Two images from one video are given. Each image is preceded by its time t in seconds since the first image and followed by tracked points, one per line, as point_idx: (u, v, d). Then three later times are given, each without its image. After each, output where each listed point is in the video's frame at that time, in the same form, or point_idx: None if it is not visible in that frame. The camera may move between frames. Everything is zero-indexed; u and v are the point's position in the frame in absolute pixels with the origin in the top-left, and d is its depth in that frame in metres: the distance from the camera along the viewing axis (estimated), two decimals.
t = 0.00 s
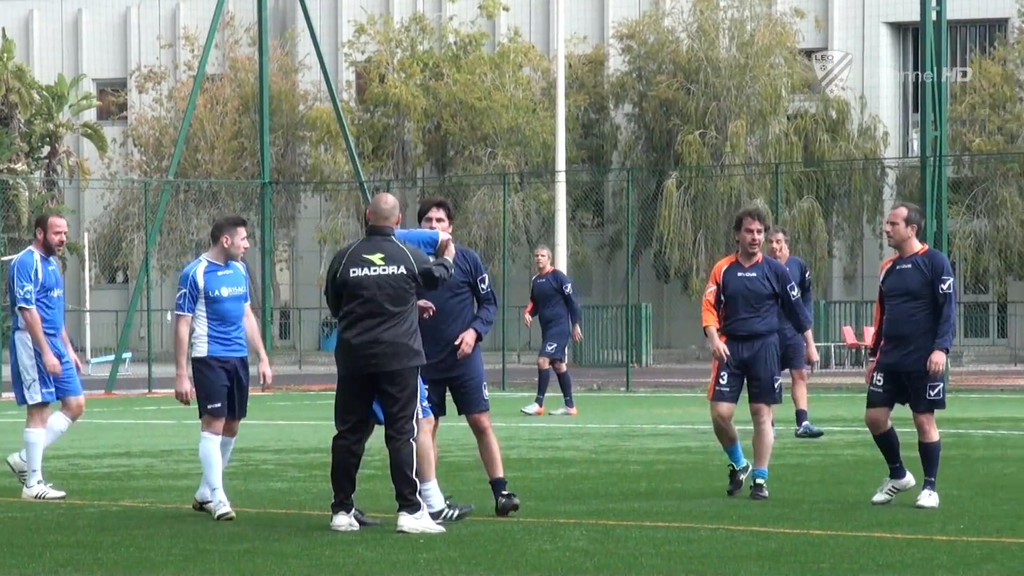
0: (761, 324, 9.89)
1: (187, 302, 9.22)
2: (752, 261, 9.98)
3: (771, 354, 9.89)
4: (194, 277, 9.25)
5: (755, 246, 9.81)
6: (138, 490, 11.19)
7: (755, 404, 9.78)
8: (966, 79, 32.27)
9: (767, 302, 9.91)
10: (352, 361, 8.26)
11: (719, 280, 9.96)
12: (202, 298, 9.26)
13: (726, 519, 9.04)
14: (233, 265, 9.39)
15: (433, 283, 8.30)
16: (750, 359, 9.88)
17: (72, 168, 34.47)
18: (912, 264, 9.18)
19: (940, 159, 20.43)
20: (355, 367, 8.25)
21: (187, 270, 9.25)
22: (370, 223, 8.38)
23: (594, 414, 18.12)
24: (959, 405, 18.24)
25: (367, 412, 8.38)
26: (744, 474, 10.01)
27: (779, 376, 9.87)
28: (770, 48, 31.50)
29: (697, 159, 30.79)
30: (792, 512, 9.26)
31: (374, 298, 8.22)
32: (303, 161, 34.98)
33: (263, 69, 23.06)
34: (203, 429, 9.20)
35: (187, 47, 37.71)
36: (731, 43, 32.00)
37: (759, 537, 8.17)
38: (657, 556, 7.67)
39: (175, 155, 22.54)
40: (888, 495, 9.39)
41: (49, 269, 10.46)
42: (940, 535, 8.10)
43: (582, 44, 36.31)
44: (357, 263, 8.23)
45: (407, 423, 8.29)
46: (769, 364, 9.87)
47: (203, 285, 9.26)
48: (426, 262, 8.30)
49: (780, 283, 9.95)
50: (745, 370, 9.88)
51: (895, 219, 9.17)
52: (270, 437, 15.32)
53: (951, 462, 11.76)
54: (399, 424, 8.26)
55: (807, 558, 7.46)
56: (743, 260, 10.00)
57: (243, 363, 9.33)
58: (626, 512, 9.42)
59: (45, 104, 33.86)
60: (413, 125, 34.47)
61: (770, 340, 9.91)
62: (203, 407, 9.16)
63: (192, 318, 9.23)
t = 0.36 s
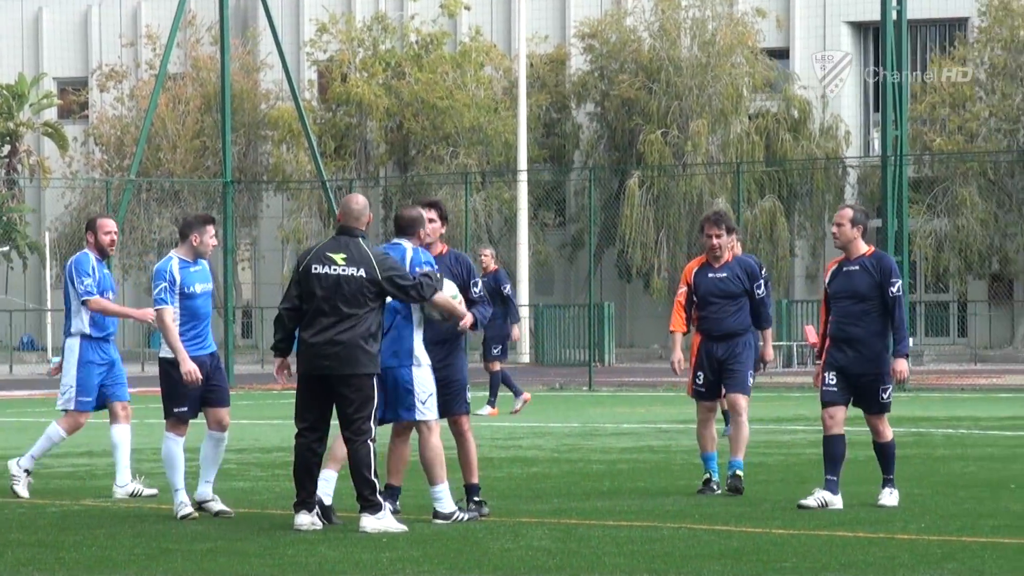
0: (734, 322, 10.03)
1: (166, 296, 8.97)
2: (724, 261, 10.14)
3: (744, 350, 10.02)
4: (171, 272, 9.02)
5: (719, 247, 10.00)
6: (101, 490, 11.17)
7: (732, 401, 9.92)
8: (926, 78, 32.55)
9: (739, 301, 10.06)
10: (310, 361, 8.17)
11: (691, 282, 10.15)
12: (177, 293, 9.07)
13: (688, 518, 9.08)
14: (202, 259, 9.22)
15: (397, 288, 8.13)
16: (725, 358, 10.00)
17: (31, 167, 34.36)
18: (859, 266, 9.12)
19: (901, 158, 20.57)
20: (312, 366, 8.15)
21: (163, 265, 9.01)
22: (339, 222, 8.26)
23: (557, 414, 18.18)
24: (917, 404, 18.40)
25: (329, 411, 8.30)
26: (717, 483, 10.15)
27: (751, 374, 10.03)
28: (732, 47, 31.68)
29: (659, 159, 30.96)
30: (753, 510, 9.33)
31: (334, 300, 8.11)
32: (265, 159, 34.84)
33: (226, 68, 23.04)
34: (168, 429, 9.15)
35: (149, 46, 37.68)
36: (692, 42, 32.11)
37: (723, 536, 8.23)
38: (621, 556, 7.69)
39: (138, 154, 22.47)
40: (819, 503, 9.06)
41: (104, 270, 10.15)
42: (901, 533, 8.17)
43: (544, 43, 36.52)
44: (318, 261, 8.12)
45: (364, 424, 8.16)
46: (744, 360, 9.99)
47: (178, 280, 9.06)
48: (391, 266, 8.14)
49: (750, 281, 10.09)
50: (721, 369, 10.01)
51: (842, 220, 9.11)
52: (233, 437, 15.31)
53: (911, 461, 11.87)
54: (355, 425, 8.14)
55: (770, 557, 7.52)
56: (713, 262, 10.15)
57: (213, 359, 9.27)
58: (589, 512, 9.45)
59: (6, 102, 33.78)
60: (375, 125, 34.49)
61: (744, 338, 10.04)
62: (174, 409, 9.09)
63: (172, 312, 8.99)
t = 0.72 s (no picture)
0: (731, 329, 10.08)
1: (152, 302, 8.76)
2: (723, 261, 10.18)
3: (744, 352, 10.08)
4: (156, 276, 8.83)
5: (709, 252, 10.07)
6: (75, 489, 11.14)
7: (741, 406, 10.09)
8: (901, 78, 32.66)
9: (735, 304, 10.11)
10: (285, 355, 8.08)
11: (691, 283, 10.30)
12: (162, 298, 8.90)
13: (663, 516, 9.10)
14: (191, 262, 9.02)
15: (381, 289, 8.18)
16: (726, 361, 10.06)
17: (5, 165, 34.22)
18: (815, 263, 8.98)
19: (876, 156, 20.61)
20: (289, 359, 8.05)
21: (148, 269, 8.83)
22: (318, 219, 8.18)
23: (533, 413, 18.20)
24: (889, 402, 18.47)
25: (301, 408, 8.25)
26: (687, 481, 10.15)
27: (751, 378, 10.09)
28: (707, 45, 31.72)
29: (634, 157, 30.95)
30: (728, 508, 9.36)
31: (317, 295, 8.06)
32: (240, 159, 35.26)
33: (200, 67, 22.95)
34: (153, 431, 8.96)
35: (123, 44, 37.59)
36: (667, 40, 32.12)
37: (698, 535, 8.26)
38: (596, 554, 7.70)
39: (112, 152, 22.36)
40: (794, 502, 9.11)
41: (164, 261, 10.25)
42: (875, 532, 8.21)
43: (519, 42, 36.62)
44: (307, 256, 8.03)
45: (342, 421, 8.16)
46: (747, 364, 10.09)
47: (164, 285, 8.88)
48: (375, 267, 8.20)
49: (747, 283, 10.07)
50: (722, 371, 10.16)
51: (794, 217, 8.90)
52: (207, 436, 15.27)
53: (887, 460, 11.91)
54: (331, 422, 8.13)
55: (745, 555, 7.54)
56: (712, 263, 10.22)
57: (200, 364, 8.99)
58: (563, 510, 9.46)
59: None
60: (350, 123, 34.44)
61: (742, 341, 10.10)
62: (157, 412, 8.88)
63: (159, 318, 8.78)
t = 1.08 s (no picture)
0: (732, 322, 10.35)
1: (155, 295, 8.77)
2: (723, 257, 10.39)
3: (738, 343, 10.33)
4: (165, 271, 8.79)
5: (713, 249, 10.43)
6: (69, 486, 11.16)
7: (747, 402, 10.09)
8: (892, 76, 32.69)
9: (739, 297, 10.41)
10: (292, 358, 8.00)
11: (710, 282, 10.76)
12: (174, 292, 8.80)
13: (653, 514, 9.13)
14: (208, 256, 8.91)
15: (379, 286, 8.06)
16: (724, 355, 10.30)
17: None
18: (795, 260, 8.92)
19: (866, 154, 20.61)
20: (297, 365, 7.98)
21: (158, 263, 8.82)
22: (319, 218, 8.11)
23: (525, 410, 18.22)
24: (879, 400, 18.51)
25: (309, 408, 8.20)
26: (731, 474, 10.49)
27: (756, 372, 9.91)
28: (698, 43, 31.72)
29: (625, 155, 30.94)
30: (719, 506, 9.39)
31: (318, 298, 7.97)
32: (232, 157, 35.34)
33: (191, 66, 22.88)
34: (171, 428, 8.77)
35: (115, 44, 37.46)
36: (658, 38, 32.08)
37: (690, 532, 8.28)
38: (587, 552, 7.71)
39: (102, 151, 22.29)
40: (784, 500, 9.13)
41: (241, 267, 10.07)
42: (866, 529, 8.24)
43: (510, 40, 36.67)
44: (303, 258, 7.94)
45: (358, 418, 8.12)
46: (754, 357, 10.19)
47: (174, 278, 8.79)
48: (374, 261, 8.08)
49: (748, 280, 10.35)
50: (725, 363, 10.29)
51: (777, 215, 8.87)
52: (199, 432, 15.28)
53: (878, 457, 11.94)
54: (347, 420, 8.09)
55: (737, 553, 7.57)
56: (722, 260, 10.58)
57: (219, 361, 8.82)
58: (552, 507, 9.49)
59: None
60: (341, 121, 34.41)
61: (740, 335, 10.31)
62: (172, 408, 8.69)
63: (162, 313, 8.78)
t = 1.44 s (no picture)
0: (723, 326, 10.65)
1: (179, 293, 8.70)
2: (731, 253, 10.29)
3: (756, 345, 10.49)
4: (189, 268, 8.75)
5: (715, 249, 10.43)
6: (70, 485, 11.16)
7: (732, 399, 10.42)
8: (892, 75, 32.69)
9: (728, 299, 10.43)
10: (315, 357, 7.97)
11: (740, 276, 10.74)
12: (195, 290, 8.77)
13: (655, 514, 9.12)
14: (226, 256, 8.92)
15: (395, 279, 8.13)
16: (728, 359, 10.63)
17: None
18: (795, 258, 8.92)
19: (867, 153, 20.58)
20: (317, 362, 7.95)
21: (180, 260, 8.75)
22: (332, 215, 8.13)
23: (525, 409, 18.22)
24: (880, 399, 18.49)
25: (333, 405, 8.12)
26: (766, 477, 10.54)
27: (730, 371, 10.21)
28: (699, 42, 31.71)
29: (625, 154, 30.92)
30: (720, 505, 9.38)
31: (335, 292, 7.95)
32: (232, 156, 35.38)
33: (191, 66, 22.83)
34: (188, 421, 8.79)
35: (115, 43, 37.46)
36: (658, 37, 32.04)
37: (690, 532, 8.27)
38: (588, 551, 7.70)
39: (103, 149, 22.29)
40: (784, 499, 9.13)
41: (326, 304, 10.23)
42: (866, 528, 8.23)
43: (511, 38, 36.70)
44: (323, 255, 7.95)
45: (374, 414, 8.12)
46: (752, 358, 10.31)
47: (196, 276, 8.77)
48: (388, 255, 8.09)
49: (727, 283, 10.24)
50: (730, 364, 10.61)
51: (780, 212, 8.86)
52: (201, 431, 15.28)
53: (878, 457, 11.92)
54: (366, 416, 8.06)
55: (736, 552, 7.56)
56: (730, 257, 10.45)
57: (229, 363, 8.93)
58: (553, 506, 9.49)
59: None
60: (342, 120, 34.42)
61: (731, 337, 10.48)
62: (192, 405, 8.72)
63: (183, 310, 8.72)
